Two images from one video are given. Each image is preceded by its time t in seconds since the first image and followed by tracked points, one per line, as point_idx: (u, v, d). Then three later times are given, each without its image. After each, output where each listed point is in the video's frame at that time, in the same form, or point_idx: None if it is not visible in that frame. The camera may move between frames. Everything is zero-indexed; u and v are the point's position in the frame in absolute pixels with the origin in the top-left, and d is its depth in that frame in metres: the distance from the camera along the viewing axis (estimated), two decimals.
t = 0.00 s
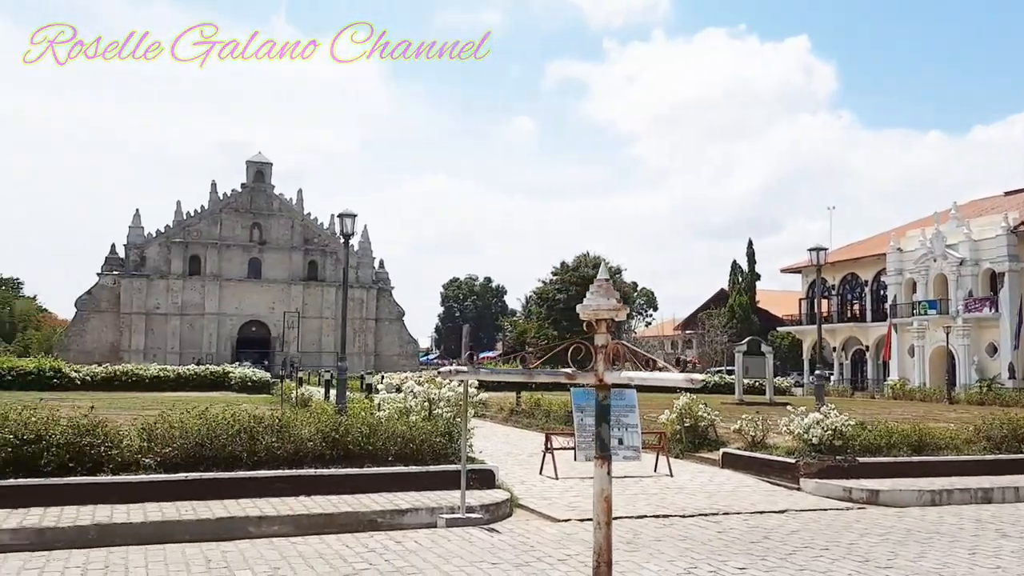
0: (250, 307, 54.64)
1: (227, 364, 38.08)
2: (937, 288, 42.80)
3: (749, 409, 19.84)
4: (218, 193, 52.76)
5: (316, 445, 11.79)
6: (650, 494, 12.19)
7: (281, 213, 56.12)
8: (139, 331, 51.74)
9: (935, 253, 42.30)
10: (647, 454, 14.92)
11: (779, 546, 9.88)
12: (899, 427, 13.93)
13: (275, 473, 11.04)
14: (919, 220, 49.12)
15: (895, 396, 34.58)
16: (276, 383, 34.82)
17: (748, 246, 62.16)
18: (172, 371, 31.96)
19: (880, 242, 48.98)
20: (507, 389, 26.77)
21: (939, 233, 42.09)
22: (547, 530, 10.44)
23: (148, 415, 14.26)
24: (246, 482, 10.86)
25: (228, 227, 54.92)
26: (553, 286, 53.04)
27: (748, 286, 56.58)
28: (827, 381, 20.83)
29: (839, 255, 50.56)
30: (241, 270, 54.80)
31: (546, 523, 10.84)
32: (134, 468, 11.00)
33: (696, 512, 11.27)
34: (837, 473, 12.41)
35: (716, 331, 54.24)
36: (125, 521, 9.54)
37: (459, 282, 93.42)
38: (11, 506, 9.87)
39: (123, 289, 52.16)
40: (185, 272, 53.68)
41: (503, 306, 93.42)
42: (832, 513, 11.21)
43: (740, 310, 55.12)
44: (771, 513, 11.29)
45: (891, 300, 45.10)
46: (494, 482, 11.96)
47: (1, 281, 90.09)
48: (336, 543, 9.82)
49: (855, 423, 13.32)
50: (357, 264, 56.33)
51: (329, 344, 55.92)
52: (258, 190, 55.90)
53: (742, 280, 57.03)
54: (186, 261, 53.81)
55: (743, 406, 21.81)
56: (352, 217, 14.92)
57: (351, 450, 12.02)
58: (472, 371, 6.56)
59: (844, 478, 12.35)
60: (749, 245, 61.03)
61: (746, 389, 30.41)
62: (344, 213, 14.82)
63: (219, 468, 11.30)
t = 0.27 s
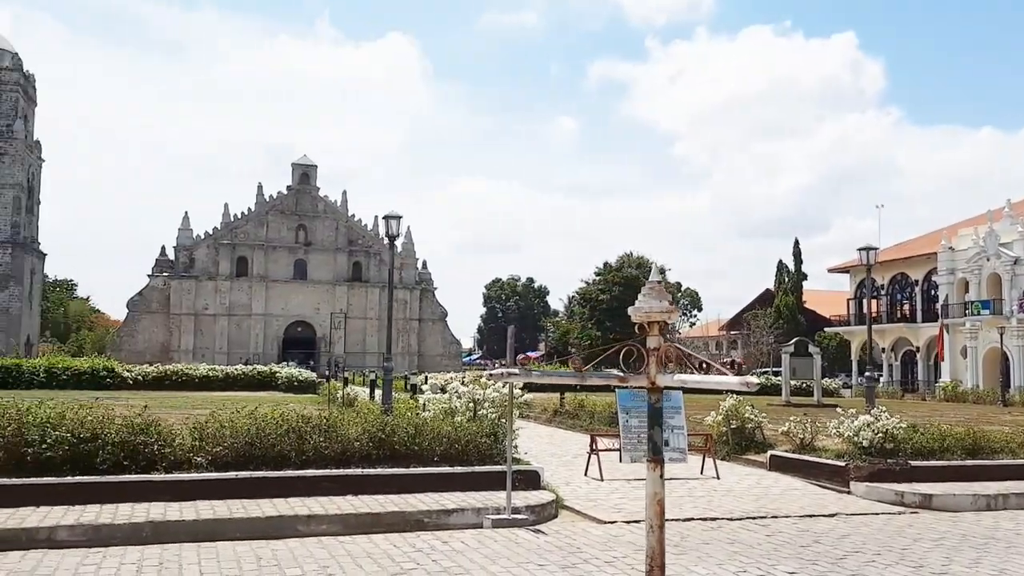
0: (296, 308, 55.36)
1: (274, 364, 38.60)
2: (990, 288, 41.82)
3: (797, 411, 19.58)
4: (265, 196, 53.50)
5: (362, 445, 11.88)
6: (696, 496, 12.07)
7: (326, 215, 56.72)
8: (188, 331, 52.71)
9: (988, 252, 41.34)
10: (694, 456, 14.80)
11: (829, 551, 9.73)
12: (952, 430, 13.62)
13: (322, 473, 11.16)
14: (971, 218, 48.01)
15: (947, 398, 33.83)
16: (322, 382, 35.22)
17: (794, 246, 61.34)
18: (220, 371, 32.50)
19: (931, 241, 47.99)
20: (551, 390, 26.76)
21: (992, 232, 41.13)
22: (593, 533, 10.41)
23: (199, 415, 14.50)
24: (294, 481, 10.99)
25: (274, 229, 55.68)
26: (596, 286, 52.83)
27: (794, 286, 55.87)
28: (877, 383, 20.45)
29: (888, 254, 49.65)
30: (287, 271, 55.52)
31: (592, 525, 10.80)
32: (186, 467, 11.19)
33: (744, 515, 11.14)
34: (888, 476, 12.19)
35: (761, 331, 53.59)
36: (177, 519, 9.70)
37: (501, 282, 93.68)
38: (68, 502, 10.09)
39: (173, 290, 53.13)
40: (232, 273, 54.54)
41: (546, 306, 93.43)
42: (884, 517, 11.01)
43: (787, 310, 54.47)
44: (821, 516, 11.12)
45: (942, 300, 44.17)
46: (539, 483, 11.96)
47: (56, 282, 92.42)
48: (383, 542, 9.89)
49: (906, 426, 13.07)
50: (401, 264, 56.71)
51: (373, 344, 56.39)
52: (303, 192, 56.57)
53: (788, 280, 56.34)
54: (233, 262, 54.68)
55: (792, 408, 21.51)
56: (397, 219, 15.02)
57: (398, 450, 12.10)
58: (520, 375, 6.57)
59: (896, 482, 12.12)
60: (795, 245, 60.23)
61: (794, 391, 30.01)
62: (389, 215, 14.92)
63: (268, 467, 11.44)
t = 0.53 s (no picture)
0: (327, 309, 55.79)
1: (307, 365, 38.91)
2: None
3: (832, 411, 19.38)
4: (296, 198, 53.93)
5: (395, 445, 11.92)
6: (731, 498, 11.97)
7: (356, 217, 57.04)
8: (221, 332, 53.27)
9: None
10: (727, 457, 14.70)
11: (867, 553, 9.60)
12: (992, 431, 13.40)
13: (356, 473, 11.22)
14: (1009, 216, 47.17)
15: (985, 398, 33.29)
16: (354, 382, 35.44)
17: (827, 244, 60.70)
18: (253, 372, 32.80)
19: (968, 239, 47.21)
20: (582, 390, 26.71)
21: None
22: (627, 534, 10.37)
23: (234, 415, 14.65)
24: (329, 481, 11.06)
25: (305, 231, 56.12)
26: (626, 286, 52.61)
27: (827, 285, 55.32)
28: (914, 383, 20.18)
29: (924, 253, 48.92)
30: (318, 272, 55.92)
31: (626, 526, 10.76)
32: (223, 467, 11.31)
33: (779, 517, 11.04)
34: (926, 478, 12.01)
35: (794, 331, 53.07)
36: (214, 519, 9.81)
37: (531, 282, 93.70)
38: (107, 502, 10.22)
39: (206, 292, 53.73)
40: (265, 274, 55.05)
41: (575, 307, 93.31)
42: (922, 519, 10.84)
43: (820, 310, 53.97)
44: (858, 519, 10.98)
45: (979, 299, 43.46)
46: (572, 483, 11.93)
47: (92, 284, 93.87)
48: (417, 543, 9.92)
49: (945, 427, 12.87)
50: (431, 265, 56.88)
51: (403, 344, 56.64)
52: (334, 194, 56.94)
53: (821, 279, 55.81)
54: (266, 263, 55.18)
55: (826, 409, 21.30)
56: (428, 219, 15.05)
57: (430, 450, 12.13)
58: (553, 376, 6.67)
59: (934, 484, 11.93)
60: (828, 243, 59.58)
61: (828, 392, 29.68)
62: (420, 216, 14.97)
63: (302, 467, 11.52)
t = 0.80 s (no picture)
0: (360, 309, 56.22)
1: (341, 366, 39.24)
2: None
3: (868, 411, 19.14)
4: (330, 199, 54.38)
5: (430, 445, 12.00)
6: (766, 499, 11.90)
7: (389, 218, 57.37)
8: (257, 332, 53.87)
9: None
10: (762, 458, 14.61)
11: (906, 556, 9.48)
12: None
13: (392, 472, 11.31)
14: None
15: None
16: (387, 382, 35.66)
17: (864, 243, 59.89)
18: (289, 371, 33.15)
19: (1009, 236, 46.25)
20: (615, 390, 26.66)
21: None
22: (661, 534, 10.35)
23: (271, 415, 14.82)
24: (365, 481, 11.16)
25: (339, 232, 56.57)
26: (659, 286, 52.40)
27: (863, 284, 54.70)
28: (954, 383, 19.91)
29: (964, 250, 47.98)
30: (352, 273, 56.35)
31: (661, 527, 10.73)
32: (261, 466, 11.45)
33: (816, 518, 10.94)
34: (966, 479, 11.83)
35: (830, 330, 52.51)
36: (253, 518, 9.94)
37: (563, 282, 93.62)
38: (148, 500, 10.40)
39: (242, 293, 54.35)
40: (299, 275, 55.57)
41: (608, 306, 93.06)
42: (963, 522, 10.68)
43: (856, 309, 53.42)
44: (897, 521, 10.85)
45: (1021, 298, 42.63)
46: (606, 484, 11.92)
47: (130, 285, 95.42)
48: (453, 542, 9.97)
49: (986, 428, 12.66)
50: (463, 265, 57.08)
51: (436, 344, 56.88)
52: (367, 195, 57.32)
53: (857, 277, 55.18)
54: (300, 264, 55.71)
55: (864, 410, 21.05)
56: (461, 220, 15.12)
57: (465, 450, 12.19)
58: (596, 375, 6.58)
59: (974, 485, 11.76)
60: (866, 242, 58.80)
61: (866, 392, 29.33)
62: (454, 217, 15.04)
63: (338, 467, 11.63)
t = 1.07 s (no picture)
0: (387, 310, 56.49)
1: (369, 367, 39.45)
2: None
3: (901, 411, 18.89)
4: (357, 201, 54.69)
5: (458, 445, 12.02)
6: (798, 500, 11.79)
7: (415, 219, 57.59)
8: (285, 334, 54.29)
9: None
10: (793, 458, 14.48)
11: (942, 557, 9.35)
12: None
13: (420, 472, 11.34)
14: None
15: None
16: (414, 382, 35.80)
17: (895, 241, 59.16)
18: (317, 372, 33.39)
19: None
20: (642, 391, 26.57)
21: None
22: (692, 535, 10.29)
23: (301, 415, 14.94)
24: (394, 481, 11.20)
25: (366, 233, 56.88)
26: (686, 285, 52.15)
27: (895, 283, 54.12)
28: (988, 382, 19.61)
29: (998, 248, 47.15)
30: (379, 274, 56.65)
31: (692, 527, 10.67)
32: (291, 466, 11.53)
33: (849, 519, 10.82)
34: (1002, 480, 11.64)
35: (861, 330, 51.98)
36: (283, 517, 10.01)
37: (590, 282, 93.44)
38: (181, 500, 10.51)
39: (271, 294, 54.78)
40: (327, 277, 55.93)
41: (635, 307, 92.75)
42: (1000, 524, 10.51)
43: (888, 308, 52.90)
44: (931, 522, 10.71)
45: None
46: (636, 484, 11.87)
47: (161, 287, 96.58)
48: (482, 542, 9.97)
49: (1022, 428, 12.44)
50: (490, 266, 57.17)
51: (463, 345, 57.02)
52: (393, 197, 57.60)
53: (889, 276, 54.59)
54: (328, 266, 56.06)
55: (896, 409, 20.81)
56: (489, 220, 15.14)
57: (493, 450, 12.20)
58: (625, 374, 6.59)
59: (1011, 486, 11.56)
60: (897, 240, 58.09)
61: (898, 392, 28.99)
62: (481, 217, 15.05)
63: (368, 467, 11.68)
